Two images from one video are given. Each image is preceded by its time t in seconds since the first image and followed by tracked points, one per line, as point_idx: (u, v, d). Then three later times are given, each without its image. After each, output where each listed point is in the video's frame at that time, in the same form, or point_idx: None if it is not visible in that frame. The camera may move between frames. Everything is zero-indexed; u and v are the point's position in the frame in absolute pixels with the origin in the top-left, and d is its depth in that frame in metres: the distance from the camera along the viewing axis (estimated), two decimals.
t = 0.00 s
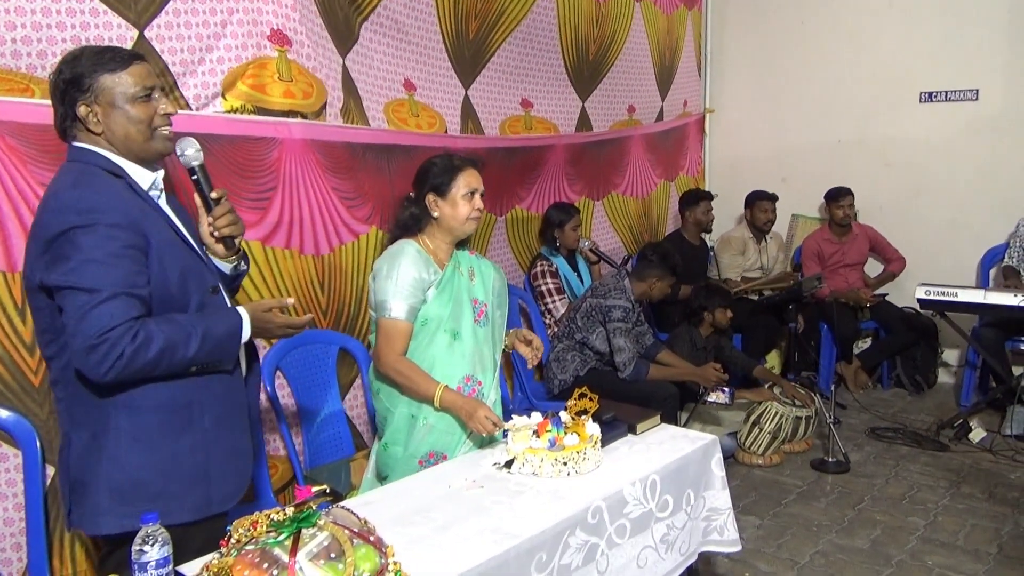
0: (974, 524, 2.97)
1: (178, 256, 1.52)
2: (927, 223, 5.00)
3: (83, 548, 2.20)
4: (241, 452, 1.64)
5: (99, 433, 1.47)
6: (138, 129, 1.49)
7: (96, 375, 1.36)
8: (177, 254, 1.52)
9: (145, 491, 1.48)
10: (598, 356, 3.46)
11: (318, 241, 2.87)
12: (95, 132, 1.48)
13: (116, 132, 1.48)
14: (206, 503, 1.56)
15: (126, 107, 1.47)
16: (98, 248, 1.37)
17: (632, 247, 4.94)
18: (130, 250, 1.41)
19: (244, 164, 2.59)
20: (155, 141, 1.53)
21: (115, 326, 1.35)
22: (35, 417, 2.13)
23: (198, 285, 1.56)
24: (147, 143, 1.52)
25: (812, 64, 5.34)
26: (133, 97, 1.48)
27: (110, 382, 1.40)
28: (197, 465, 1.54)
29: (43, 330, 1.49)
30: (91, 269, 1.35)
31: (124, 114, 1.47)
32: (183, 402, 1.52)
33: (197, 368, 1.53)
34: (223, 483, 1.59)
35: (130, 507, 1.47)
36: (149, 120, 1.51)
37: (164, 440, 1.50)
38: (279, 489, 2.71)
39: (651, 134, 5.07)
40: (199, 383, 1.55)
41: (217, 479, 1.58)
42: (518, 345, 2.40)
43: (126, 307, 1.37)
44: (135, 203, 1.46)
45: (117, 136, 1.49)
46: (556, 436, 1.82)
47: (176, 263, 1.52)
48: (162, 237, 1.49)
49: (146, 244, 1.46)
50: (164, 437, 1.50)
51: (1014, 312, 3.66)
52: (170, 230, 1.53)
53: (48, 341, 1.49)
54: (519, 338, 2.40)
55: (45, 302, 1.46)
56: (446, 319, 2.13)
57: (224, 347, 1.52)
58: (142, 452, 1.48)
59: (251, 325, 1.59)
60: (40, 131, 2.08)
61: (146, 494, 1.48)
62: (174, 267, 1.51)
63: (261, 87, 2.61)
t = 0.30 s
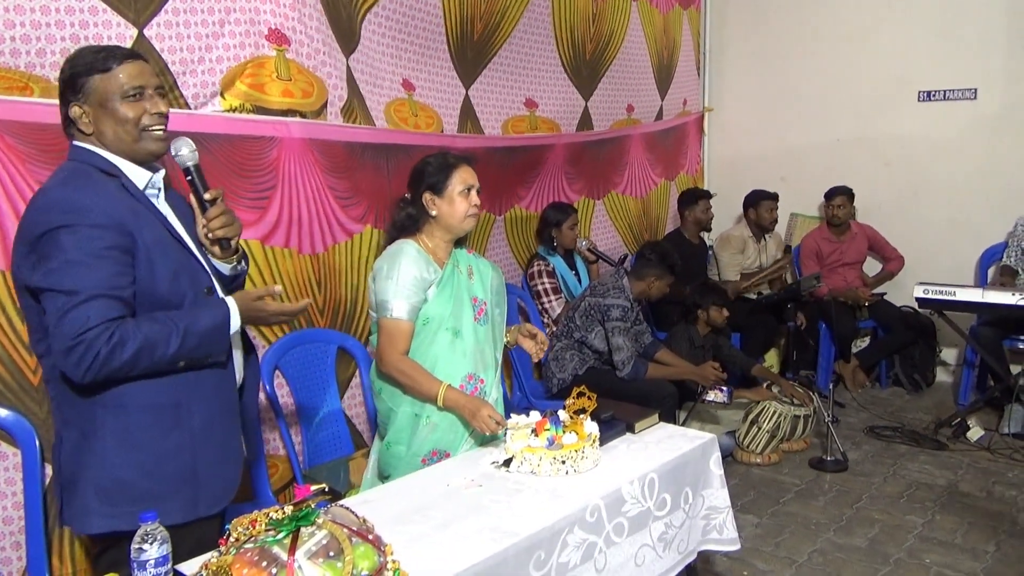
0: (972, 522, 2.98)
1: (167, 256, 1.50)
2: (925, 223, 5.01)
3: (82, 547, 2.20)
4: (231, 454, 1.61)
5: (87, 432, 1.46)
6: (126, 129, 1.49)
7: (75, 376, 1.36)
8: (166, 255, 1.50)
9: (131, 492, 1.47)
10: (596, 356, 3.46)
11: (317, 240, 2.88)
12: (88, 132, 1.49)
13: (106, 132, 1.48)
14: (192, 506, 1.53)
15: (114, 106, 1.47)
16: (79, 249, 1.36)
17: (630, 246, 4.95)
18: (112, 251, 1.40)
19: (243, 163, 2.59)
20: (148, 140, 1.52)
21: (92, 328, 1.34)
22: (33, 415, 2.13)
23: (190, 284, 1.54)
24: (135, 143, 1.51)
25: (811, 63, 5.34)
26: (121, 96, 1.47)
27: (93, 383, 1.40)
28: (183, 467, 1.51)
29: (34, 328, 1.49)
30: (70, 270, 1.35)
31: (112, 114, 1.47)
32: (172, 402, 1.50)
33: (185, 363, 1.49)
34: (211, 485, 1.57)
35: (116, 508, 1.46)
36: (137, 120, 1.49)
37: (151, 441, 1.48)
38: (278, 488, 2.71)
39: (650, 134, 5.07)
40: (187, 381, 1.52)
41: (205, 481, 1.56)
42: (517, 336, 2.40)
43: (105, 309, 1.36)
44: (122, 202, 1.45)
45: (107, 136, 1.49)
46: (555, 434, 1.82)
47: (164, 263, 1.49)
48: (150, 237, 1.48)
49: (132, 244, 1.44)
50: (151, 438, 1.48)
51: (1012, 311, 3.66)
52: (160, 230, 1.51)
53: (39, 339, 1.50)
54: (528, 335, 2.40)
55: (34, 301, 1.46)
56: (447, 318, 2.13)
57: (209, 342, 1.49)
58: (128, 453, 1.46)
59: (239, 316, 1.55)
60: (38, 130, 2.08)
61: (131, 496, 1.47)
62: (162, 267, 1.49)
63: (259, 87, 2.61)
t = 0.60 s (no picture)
0: (968, 520, 2.99)
1: (160, 256, 1.50)
2: (922, 221, 5.02)
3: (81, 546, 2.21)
4: (223, 456, 1.61)
5: (79, 430, 1.46)
6: (118, 130, 1.49)
7: (64, 375, 1.37)
8: (159, 254, 1.50)
9: (119, 491, 1.46)
10: (595, 354, 3.47)
11: (316, 239, 2.88)
12: (83, 132, 1.50)
13: (99, 133, 1.49)
14: (181, 508, 1.53)
15: (107, 106, 1.47)
16: (63, 247, 1.36)
17: (629, 244, 4.95)
18: (97, 248, 1.39)
19: (241, 163, 2.59)
20: (141, 141, 1.51)
21: (73, 326, 1.34)
22: (32, 415, 2.13)
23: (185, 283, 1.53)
24: (127, 144, 1.50)
25: (808, 62, 5.35)
26: (114, 97, 1.47)
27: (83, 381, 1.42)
28: (174, 468, 1.51)
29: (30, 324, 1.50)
30: (53, 268, 1.35)
31: (105, 114, 1.47)
32: (166, 402, 1.50)
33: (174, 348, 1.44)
34: (202, 487, 1.56)
35: (105, 506, 1.46)
36: (128, 121, 1.49)
37: (142, 441, 1.47)
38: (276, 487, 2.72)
39: (647, 133, 5.08)
40: (181, 382, 1.52)
41: (196, 483, 1.55)
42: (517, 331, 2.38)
43: (89, 307, 1.35)
44: (112, 202, 1.44)
45: (99, 136, 1.49)
46: (553, 433, 1.83)
47: (156, 262, 1.49)
48: (142, 237, 1.48)
49: (123, 243, 1.44)
50: (142, 438, 1.47)
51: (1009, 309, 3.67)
52: (153, 230, 1.51)
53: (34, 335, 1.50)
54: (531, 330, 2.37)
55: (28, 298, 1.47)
56: (448, 317, 2.14)
57: (185, 320, 1.40)
58: (118, 451, 1.46)
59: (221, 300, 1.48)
60: (37, 130, 2.09)
61: (120, 495, 1.46)
62: (154, 265, 1.49)
63: (257, 87, 2.61)
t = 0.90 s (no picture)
0: (967, 519, 2.99)
1: (154, 254, 1.50)
2: (921, 221, 5.02)
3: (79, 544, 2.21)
4: (216, 458, 1.60)
5: (72, 428, 1.46)
6: (114, 129, 1.48)
7: (52, 372, 1.37)
8: (154, 252, 1.50)
9: (110, 489, 1.46)
10: (594, 354, 3.47)
11: (316, 238, 2.88)
12: (81, 132, 1.51)
13: (97, 132, 1.49)
14: (171, 508, 1.52)
15: (105, 105, 1.47)
16: (55, 245, 1.36)
17: (628, 244, 4.95)
18: (88, 248, 1.39)
19: (240, 162, 2.59)
20: (139, 140, 1.51)
21: (62, 324, 1.34)
22: (30, 414, 2.13)
23: (178, 282, 1.53)
24: (124, 142, 1.50)
25: (807, 62, 5.35)
26: (112, 95, 1.47)
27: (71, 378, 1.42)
28: (167, 467, 1.50)
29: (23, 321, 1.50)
30: (45, 266, 1.35)
31: (103, 113, 1.47)
32: (159, 402, 1.49)
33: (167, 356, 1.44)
34: (194, 488, 1.56)
35: (96, 505, 1.46)
36: (126, 119, 1.48)
37: (135, 440, 1.47)
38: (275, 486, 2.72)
39: (647, 132, 5.08)
40: (175, 382, 1.52)
41: (188, 483, 1.54)
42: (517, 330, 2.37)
43: (81, 305, 1.35)
44: (106, 201, 1.44)
45: (97, 136, 1.50)
46: (552, 432, 1.83)
47: (150, 261, 1.49)
48: (135, 236, 1.48)
49: (116, 242, 1.44)
50: (134, 437, 1.47)
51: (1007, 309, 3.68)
52: (149, 229, 1.51)
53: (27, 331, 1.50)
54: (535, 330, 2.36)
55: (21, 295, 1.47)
56: (449, 316, 2.14)
57: (178, 334, 1.40)
58: (111, 450, 1.45)
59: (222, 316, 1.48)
60: (36, 129, 2.08)
61: (111, 494, 1.46)
62: (147, 265, 1.48)
63: (257, 85, 2.61)
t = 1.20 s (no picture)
0: (963, 519, 3.00)
1: (151, 252, 1.50)
2: (918, 221, 5.03)
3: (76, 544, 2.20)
4: (210, 458, 1.57)
5: (65, 427, 1.47)
6: (108, 127, 1.48)
7: (56, 369, 1.35)
8: (150, 251, 1.50)
9: (102, 489, 1.46)
10: (591, 354, 3.45)
11: (314, 238, 2.88)
12: (78, 130, 1.51)
13: (94, 131, 1.49)
14: (163, 508, 1.50)
15: (101, 104, 1.47)
16: (58, 242, 1.36)
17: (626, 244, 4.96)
18: (91, 244, 1.39)
19: (239, 161, 2.59)
20: (133, 138, 1.50)
21: (74, 318, 1.34)
22: (27, 414, 2.12)
23: (171, 283, 1.53)
24: (120, 141, 1.49)
25: (805, 63, 5.36)
26: (107, 94, 1.47)
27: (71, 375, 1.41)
28: (159, 466, 1.49)
29: (18, 321, 1.49)
30: (48, 260, 1.35)
31: (99, 111, 1.47)
32: (151, 401, 1.48)
33: (167, 356, 1.47)
34: (186, 488, 1.53)
35: (89, 504, 1.46)
36: (122, 118, 1.48)
37: (126, 438, 1.46)
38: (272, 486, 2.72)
39: (645, 133, 5.09)
40: (167, 380, 1.50)
41: (180, 483, 1.52)
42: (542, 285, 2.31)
43: (86, 298, 1.35)
44: (105, 199, 1.45)
45: (93, 135, 1.50)
46: (549, 432, 1.83)
47: (145, 259, 1.49)
48: (131, 234, 1.47)
49: (113, 240, 1.44)
50: (126, 436, 1.46)
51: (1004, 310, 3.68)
52: (145, 228, 1.51)
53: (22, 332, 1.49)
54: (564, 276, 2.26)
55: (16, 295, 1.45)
56: (446, 316, 2.13)
57: (193, 337, 1.46)
58: (100, 449, 1.45)
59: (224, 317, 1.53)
60: (34, 128, 2.08)
61: (104, 493, 1.46)
62: (142, 263, 1.48)
63: (254, 85, 2.61)
